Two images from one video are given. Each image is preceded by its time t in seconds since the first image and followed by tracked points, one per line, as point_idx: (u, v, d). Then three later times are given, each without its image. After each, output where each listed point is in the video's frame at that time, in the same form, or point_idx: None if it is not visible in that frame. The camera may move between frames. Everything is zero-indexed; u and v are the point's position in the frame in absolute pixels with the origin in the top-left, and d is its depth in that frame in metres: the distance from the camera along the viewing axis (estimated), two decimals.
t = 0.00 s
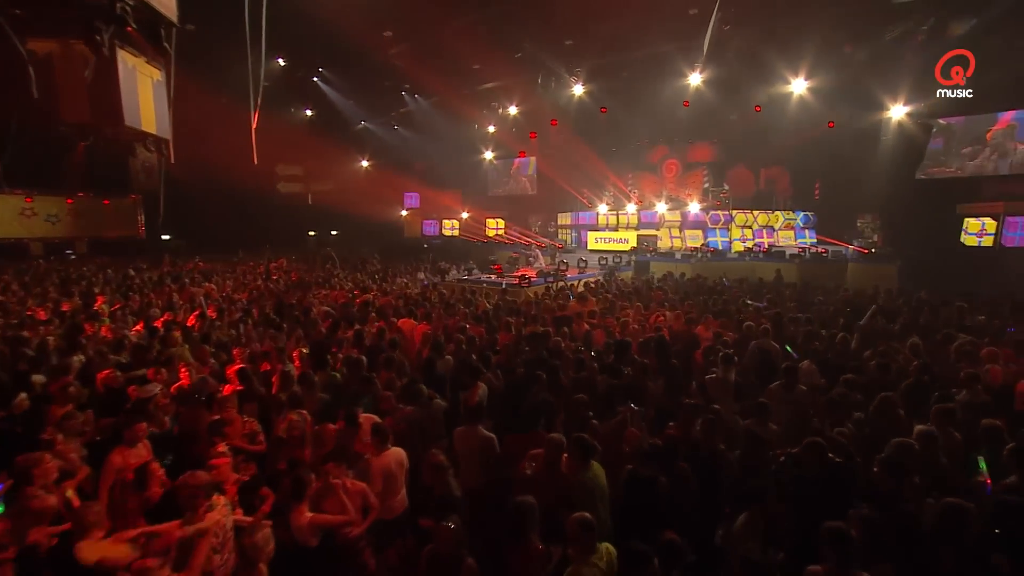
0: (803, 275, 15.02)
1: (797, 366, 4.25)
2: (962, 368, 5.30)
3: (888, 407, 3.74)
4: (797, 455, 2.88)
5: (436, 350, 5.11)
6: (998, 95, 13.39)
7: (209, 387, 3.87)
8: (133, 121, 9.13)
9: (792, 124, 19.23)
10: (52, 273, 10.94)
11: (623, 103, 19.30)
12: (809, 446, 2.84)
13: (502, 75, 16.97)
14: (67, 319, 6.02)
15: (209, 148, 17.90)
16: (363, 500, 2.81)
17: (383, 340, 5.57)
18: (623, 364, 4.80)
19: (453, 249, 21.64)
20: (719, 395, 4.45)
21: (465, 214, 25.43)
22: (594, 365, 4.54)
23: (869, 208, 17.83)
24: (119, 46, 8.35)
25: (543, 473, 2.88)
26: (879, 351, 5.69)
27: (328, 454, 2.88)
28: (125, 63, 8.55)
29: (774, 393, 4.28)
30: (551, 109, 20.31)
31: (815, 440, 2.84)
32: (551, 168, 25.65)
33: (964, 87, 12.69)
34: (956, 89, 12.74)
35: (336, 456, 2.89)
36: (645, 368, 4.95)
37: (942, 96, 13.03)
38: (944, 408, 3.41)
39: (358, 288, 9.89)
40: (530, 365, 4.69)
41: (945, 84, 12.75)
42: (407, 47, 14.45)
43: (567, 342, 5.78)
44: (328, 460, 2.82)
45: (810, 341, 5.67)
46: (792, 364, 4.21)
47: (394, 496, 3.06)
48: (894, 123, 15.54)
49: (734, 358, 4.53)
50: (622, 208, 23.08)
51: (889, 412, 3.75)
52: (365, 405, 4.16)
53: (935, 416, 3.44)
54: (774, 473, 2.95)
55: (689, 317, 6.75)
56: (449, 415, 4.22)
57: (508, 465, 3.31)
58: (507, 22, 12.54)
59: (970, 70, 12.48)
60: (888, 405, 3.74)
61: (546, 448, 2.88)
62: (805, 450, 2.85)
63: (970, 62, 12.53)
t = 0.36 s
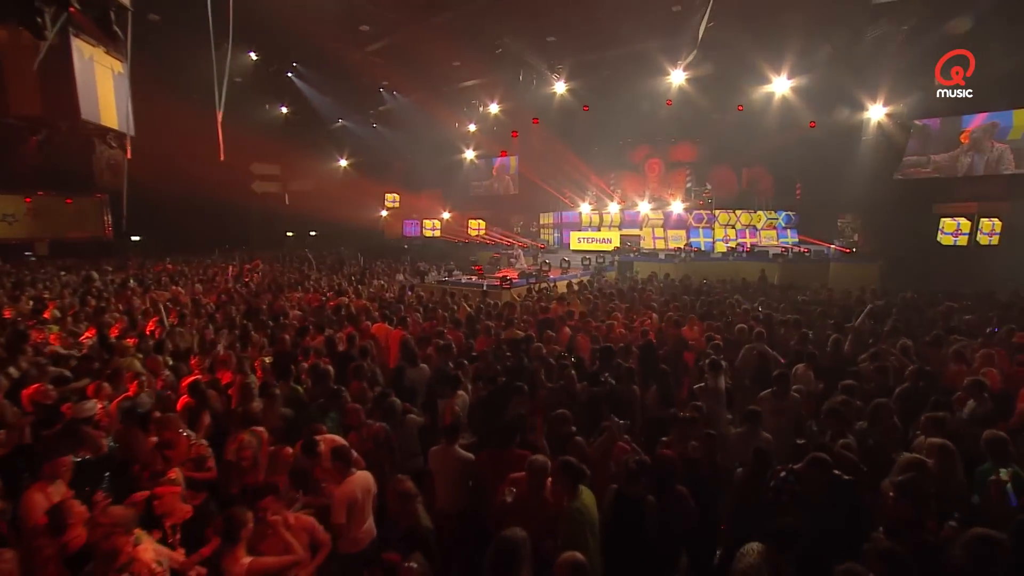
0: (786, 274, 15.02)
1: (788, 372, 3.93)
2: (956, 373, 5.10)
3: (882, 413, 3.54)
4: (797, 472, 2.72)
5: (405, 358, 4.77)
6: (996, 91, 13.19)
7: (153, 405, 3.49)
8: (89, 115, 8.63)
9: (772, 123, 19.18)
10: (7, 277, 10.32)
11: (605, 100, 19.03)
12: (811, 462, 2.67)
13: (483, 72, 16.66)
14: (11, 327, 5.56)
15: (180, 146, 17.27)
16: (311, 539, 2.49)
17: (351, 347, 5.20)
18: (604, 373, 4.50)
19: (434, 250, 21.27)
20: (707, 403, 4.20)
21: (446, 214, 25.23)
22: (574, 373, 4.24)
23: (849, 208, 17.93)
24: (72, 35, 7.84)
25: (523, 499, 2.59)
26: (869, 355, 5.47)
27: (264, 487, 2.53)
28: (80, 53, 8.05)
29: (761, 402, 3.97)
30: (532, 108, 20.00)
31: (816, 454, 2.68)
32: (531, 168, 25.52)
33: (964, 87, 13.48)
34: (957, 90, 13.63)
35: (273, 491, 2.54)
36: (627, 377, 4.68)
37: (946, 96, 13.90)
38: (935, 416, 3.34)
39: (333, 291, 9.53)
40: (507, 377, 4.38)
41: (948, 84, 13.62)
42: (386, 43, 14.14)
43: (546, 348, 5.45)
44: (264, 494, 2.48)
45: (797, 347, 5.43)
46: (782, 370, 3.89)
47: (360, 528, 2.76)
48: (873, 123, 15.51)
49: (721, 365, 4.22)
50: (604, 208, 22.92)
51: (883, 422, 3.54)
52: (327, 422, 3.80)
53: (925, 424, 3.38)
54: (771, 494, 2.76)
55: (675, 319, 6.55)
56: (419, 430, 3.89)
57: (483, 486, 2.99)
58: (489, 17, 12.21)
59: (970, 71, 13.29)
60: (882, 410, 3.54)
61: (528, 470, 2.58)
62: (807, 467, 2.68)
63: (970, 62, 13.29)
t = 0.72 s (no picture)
0: (776, 274, 14.92)
1: (792, 382, 3.66)
2: (959, 378, 4.91)
3: (893, 423, 3.39)
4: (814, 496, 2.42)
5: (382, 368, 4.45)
6: (995, 92, 13.32)
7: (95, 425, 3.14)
8: (52, 108, 8.20)
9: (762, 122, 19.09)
10: None
11: (594, 98, 18.79)
12: (830, 485, 2.37)
13: (470, 69, 16.38)
14: None
15: (157, 142, 16.74)
16: None
17: (324, 355, 4.85)
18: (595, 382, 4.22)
19: (419, 251, 20.85)
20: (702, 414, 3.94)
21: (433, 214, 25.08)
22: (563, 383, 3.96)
23: (837, 207, 17.95)
24: (32, 23, 7.43)
25: (506, 533, 2.28)
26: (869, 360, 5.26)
27: (200, 530, 2.19)
28: (40, 42, 7.62)
29: (764, 413, 3.72)
30: (520, 106, 19.72)
31: (835, 478, 2.38)
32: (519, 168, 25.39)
33: (964, 87, 13.48)
34: (956, 90, 13.58)
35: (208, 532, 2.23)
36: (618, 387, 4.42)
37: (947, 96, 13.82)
38: (936, 428, 3.08)
39: (312, 293, 9.21)
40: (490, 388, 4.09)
41: (947, 85, 13.59)
42: (370, 40, 13.85)
43: (533, 356, 5.16)
44: (195, 539, 2.15)
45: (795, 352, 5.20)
46: (785, 380, 3.63)
47: (326, 563, 2.46)
48: (862, 123, 15.74)
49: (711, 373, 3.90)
50: (592, 207, 22.76)
51: (894, 429, 3.39)
52: (293, 442, 3.51)
53: (924, 436, 3.12)
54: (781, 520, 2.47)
55: (667, 322, 6.34)
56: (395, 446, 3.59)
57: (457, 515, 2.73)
58: (474, 11, 11.89)
59: (971, 70, 13.20)
60: (893, 420, 3.39)
61: (511, 502, 2.28)
62: (824, 491, 2.38)
63: (971, 62, 13.20)
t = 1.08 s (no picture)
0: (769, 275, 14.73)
1: (805, 394, 3.40)
2: (967, 384, 4.68)
3: (914, 437, 3.21)
4: (839, 532, 2.14)
5: (358, 380, 4.10)
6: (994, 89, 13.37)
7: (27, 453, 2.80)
8: (17, 103, 7.81)
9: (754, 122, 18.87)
10: None
11: (583, 96, 18.49)
12: (858, 521, 2.08)
13: (459, 68, 16.12)
14: None
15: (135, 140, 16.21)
16: None
17: (295, 363, 4.48)
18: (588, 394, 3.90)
19: (407, 252, 20.41)
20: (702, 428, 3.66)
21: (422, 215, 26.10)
22: (555, 396, 3.65)
23: (828, 207, 17.87)
24: None
25: None
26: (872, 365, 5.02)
27: None
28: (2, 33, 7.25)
29: (778, 429, 3.45)
30: (508, 105, 19.35)
31: (864, 512, 2.10)
32: (508, 167, 25.12)
33: (965, 87, 13.59)
34: (956, 91, 13.71)
35: None
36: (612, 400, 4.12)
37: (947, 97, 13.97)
38: (946, 445, 2.82)
39: (294, 297, 8.90)
40: (475, 401, 3.78)
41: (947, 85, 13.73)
42: (356, 38, 13.57)
43: (521, 364, 4.83)
44: None
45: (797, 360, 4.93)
46: (803, 393, 3.40)
47: None
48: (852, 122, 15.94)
49: (708, 384, 3.76)
50: (582, 207, 22.57)
51: (917, 443, 3.22)
52: (257, 465, 3.15)
53: (933, 453, 2.86)
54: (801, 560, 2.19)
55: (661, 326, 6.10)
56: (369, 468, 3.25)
57: (439, 552, 2.46)
58: (462, 6, 11.58)
59: (971, 71, 13.26)
60: (913, 434, 3.22)
61: (493, 544, 1.97)
62: (851, 526, 2.10)
63: (970, 62, 13.23)
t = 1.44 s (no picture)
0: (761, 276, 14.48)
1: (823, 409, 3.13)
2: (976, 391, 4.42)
3: (934, 453, 2.93)
4: None
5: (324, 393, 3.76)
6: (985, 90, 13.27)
7: None
8: None
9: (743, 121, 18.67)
10: None
11: (572, 94, 18.24)
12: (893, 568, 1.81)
13: (445, 65, 15.78)
14: None
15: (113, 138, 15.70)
16: None
17: (259, 375, 4.12)
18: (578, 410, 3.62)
19: (393, 253, 20.07)
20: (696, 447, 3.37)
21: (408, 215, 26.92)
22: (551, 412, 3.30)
23: (818, 207, 17.74)
24: None
25: None
26: (875, 371, 4.74)
27: None
28: None
29: (789, 446, 3.20)
30: (495, 103, 18.97)
31: (901, 557, 1.82)
32: (497, 167, 24.83)
33: (964, 87, 13.50)
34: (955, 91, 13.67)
35: None
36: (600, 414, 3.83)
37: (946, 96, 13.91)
38: (959, 470, 2.56)
39: (271, 300, 8.55)
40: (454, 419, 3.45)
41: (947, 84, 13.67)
42: (342, 34, 13.27)
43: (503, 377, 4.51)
44: None
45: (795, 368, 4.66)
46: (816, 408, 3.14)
47: None
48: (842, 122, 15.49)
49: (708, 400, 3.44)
50: (571, 208, 22.35)
51: (937, 463, 2.92)
52: (204, 492, 2.80)
53: (946, 480, 2.60)
54: None
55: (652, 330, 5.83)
56: (330, 496, 2.92)
57: None
58: None
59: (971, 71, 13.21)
60: (933, 450, 2.93)
61: None
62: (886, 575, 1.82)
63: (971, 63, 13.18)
